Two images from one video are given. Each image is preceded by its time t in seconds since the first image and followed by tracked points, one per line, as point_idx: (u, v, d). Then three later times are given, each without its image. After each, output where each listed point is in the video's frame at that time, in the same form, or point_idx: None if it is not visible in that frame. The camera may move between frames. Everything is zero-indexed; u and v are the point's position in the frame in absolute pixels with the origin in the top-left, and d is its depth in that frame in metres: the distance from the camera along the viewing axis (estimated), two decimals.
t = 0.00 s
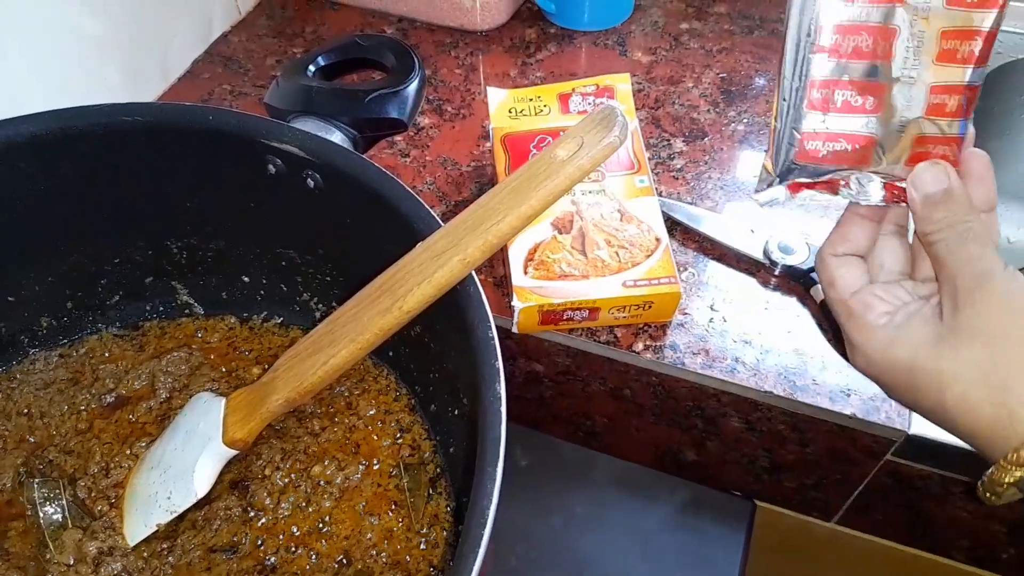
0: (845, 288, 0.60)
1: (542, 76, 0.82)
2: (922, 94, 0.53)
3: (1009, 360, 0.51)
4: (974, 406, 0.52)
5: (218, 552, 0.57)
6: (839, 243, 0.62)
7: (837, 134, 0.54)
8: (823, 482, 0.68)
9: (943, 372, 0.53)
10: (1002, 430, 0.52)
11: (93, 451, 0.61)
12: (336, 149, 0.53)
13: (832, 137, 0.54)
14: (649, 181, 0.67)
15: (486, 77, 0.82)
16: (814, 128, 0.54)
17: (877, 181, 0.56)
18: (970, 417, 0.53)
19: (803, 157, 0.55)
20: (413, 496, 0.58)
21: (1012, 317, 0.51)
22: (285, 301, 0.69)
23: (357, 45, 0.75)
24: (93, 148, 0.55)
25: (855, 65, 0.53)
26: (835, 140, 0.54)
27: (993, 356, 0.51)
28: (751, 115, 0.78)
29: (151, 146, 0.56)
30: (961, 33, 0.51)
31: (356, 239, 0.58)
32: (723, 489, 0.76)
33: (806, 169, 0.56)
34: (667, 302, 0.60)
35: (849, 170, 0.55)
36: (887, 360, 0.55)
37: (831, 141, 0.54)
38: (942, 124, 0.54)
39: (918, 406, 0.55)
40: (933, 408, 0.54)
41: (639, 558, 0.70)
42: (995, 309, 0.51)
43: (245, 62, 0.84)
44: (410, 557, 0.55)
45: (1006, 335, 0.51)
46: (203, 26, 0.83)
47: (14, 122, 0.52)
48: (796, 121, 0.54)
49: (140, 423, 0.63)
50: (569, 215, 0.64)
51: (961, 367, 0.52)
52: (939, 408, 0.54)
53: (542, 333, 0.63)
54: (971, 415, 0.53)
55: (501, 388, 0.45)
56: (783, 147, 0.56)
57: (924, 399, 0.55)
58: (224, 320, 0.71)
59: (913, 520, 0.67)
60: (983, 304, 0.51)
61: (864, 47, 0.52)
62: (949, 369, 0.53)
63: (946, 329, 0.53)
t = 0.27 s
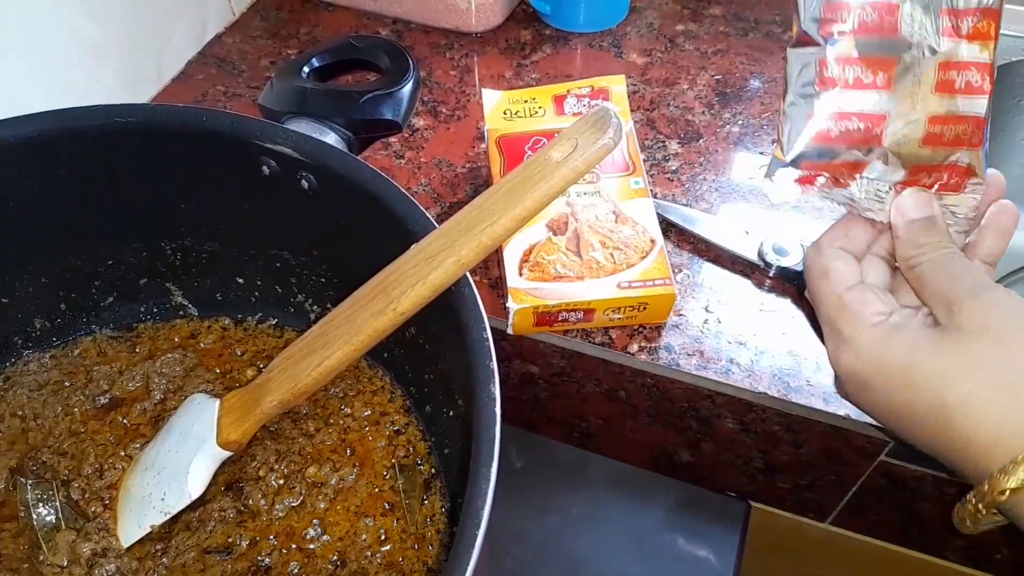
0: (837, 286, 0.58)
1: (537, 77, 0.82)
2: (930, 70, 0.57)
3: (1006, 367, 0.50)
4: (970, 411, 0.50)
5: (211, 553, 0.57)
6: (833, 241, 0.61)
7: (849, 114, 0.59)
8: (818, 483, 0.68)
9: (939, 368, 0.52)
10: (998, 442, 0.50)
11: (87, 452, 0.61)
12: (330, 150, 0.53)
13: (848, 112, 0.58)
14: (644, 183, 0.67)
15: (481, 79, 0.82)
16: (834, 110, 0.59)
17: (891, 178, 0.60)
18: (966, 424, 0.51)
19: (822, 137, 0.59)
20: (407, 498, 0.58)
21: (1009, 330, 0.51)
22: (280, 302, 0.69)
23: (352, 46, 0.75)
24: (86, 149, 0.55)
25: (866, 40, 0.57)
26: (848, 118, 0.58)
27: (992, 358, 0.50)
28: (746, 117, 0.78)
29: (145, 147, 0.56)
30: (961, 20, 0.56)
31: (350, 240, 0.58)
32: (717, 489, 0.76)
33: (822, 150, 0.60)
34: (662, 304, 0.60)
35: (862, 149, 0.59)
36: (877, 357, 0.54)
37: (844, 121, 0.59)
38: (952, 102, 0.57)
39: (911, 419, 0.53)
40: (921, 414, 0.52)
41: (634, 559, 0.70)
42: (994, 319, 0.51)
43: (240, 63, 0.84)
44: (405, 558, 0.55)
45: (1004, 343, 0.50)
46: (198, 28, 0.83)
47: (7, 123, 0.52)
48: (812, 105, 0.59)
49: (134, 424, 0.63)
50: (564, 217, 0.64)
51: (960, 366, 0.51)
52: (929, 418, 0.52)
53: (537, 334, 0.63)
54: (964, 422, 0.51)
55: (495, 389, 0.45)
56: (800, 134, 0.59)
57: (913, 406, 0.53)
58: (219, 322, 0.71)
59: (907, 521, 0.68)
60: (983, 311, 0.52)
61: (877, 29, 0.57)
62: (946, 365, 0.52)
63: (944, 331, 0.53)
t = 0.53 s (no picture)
0: (820, 324, 0.53)
1: (537, 76, 0.82)
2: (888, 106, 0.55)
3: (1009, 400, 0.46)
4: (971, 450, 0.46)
5: (212, 549, 0.57)
6: (804, 276, 0.56)
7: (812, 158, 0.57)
8: (817, 482, 0.68)
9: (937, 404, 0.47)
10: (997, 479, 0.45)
11: (88, 448, 0.61)
12: (331, 147, 0.53)
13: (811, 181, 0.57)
14: (645, 181, 0.67)
15: (482, 77, 0.82)
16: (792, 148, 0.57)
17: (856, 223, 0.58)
18: (966, 461, 0.46)
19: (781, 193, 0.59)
20: (408, 494, 0.58)
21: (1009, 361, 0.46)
22: (281, 299, 0.69)
23: (353, 44, 0.75)
24: (87, 145, 0.55)
25: (825, 101, 0.55)
26: (811, 176, 0.57)
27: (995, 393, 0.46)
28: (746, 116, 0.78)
29: (146, 143, 0.56)
30: (915, 20, 0.54)
31: (351, 238, 0.58)
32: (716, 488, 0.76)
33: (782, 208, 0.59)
34: (662, 302, 0.60)
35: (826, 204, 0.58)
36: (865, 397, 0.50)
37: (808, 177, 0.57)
38: (904, 102, 0.55)
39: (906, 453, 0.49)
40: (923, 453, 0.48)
41: (632, 558, 0.71)
42: (991, 346, 0.47)
43: (241, 61, 0.84)
44: (405, 554, 0.55)
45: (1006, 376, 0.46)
46: (199, 25, 0.83)
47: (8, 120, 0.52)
48: (774, 162, 0.58)
49: (134, 420, 0.63)
50: (565, 215, 0.64)
51: (960, 402, 0.47)
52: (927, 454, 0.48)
53: (537, 332, 0.63)
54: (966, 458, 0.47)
55: (496, 386, 0.45)
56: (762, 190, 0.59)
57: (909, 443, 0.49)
58: (219, 318, 0.71)
59: (906, 520, 0.68)
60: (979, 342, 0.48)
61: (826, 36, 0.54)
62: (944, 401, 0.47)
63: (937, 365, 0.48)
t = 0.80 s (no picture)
0: (828, 341, 0.53)
1: (537, 73, 0.82)
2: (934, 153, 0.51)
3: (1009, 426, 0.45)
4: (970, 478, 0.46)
5: (211, 546, 0.56)
6: (818, 282, 0.55)
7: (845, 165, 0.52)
8: (816, 480, 0.68)
9: (938, 430, 0.47)
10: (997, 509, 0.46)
11: (86, 445, 0.61)
12: (330, 144, 0.53)
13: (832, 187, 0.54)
14: (644, 179, 0.67)
15: (482, 74, 0.82)
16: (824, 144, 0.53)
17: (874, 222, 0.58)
18: (968, 488, 0.46)
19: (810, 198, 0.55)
20: (407, 491, 0.58)
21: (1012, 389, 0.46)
22: (280, 296, 0.69)
23: (353, 40, 0.75)
24: (86, 142, 0.55)
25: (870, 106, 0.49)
26: (842, 182, 0.53)
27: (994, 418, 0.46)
28: (746, 113, 0.78)
29: (145, 140, 0.56)
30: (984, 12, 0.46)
31: (351, 235, 0.58)
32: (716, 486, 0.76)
33: (804, 208, 0.57)
34: (661, 300, 0.60)
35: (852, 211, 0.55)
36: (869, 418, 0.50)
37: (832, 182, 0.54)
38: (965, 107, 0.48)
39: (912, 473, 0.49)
40: (927, 474, 0.48)
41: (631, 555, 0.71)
42: (997, 370, 0.46)
43: (240, 58, 0.84)
44: (404, 551, 0.55)
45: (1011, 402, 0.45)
46: (198, 22, 0.83)
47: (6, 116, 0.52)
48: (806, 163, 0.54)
49: (133, 417, 0.63)
50: (564, 212, 0.64)
51: (958, 428, 0.46)
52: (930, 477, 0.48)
53: (536, 330, 0.63)
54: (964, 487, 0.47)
55: (495, 383, 0.45)
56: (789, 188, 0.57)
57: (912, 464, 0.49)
58: (219, 315, 0.71)
59: (905, 518, 0.68)
60: (986, 366, 0.47)
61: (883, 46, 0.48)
62: (945, 428, 0.47)
63: (943, 387, 0.48)
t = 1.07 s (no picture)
0: (829, 374, 0.53)
1: (537, 72, 0.82)
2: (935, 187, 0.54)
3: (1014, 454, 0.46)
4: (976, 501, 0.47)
5: (209, 544, 0.56)
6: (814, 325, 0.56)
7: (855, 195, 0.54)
8: (814, 480, 0.68)
9: (944, 459, 0.48)
10: (998, 527, 0.47)
11: (85, 443, 0.61)
12: (330, 141, 0.53)
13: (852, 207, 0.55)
14: (644, 178, 0.67)
15: (481, 73, 0.82)
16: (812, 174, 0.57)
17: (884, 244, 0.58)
18: (971, 513, 0.48)
19: (846, 166, 0.53)
20: (405, 489, 0.58)
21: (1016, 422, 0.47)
22: (279, 294, 0.69)
23: (353, 38, 0.75)
24: (86, 138, 0.55)
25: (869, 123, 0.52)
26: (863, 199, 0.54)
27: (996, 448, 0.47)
28: (746, 114, 0.78)
29: (145, 136, 0.56)
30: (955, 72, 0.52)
31: (350, 233, 0.58)
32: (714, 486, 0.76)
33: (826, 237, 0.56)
34: (661, 299, 0.60)
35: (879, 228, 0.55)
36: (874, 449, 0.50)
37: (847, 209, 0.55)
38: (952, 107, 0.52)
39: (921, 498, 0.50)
40: (933, 500, 0.49)
41: (628, 554, 0.71)
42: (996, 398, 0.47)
43: (240, 56, 0.84)
44: (402, 549, 0.55)
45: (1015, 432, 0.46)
46: (198, 20, 0.83)
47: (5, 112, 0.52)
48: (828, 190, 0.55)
49: (132, 414, 0.63)
50: (564, 211, 0.64)
51: (961, 455, 0.47)
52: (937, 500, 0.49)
53: (535, 329, 0.63)
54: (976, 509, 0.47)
55: (494, 380, 0.45)
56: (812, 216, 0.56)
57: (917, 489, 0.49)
58: (217, 313, 0.71)
59: (902, 518, 0.68)
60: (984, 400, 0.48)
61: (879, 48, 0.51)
62: (951, 456, 0.47)
63: (941, 417, 0.49)
